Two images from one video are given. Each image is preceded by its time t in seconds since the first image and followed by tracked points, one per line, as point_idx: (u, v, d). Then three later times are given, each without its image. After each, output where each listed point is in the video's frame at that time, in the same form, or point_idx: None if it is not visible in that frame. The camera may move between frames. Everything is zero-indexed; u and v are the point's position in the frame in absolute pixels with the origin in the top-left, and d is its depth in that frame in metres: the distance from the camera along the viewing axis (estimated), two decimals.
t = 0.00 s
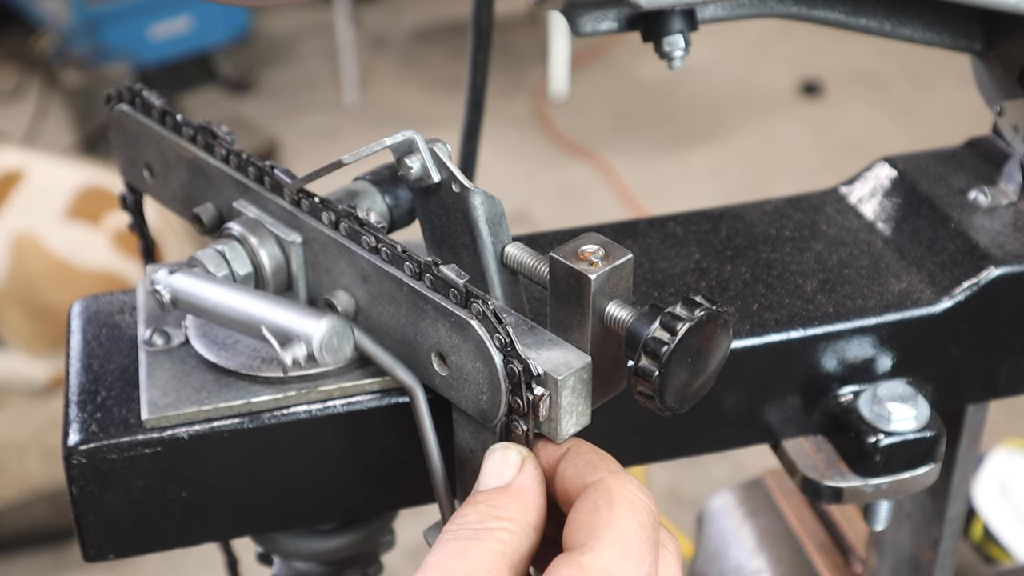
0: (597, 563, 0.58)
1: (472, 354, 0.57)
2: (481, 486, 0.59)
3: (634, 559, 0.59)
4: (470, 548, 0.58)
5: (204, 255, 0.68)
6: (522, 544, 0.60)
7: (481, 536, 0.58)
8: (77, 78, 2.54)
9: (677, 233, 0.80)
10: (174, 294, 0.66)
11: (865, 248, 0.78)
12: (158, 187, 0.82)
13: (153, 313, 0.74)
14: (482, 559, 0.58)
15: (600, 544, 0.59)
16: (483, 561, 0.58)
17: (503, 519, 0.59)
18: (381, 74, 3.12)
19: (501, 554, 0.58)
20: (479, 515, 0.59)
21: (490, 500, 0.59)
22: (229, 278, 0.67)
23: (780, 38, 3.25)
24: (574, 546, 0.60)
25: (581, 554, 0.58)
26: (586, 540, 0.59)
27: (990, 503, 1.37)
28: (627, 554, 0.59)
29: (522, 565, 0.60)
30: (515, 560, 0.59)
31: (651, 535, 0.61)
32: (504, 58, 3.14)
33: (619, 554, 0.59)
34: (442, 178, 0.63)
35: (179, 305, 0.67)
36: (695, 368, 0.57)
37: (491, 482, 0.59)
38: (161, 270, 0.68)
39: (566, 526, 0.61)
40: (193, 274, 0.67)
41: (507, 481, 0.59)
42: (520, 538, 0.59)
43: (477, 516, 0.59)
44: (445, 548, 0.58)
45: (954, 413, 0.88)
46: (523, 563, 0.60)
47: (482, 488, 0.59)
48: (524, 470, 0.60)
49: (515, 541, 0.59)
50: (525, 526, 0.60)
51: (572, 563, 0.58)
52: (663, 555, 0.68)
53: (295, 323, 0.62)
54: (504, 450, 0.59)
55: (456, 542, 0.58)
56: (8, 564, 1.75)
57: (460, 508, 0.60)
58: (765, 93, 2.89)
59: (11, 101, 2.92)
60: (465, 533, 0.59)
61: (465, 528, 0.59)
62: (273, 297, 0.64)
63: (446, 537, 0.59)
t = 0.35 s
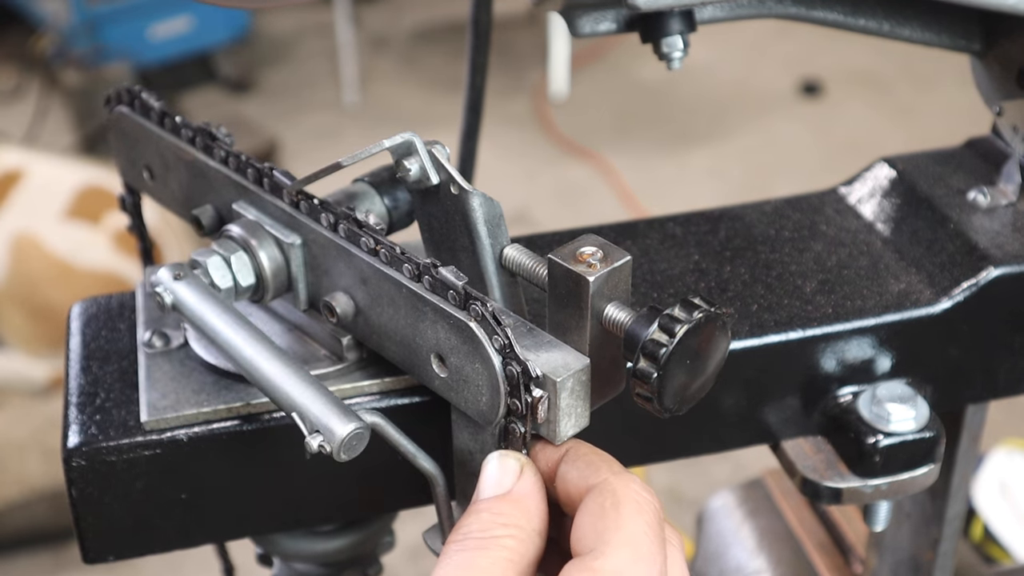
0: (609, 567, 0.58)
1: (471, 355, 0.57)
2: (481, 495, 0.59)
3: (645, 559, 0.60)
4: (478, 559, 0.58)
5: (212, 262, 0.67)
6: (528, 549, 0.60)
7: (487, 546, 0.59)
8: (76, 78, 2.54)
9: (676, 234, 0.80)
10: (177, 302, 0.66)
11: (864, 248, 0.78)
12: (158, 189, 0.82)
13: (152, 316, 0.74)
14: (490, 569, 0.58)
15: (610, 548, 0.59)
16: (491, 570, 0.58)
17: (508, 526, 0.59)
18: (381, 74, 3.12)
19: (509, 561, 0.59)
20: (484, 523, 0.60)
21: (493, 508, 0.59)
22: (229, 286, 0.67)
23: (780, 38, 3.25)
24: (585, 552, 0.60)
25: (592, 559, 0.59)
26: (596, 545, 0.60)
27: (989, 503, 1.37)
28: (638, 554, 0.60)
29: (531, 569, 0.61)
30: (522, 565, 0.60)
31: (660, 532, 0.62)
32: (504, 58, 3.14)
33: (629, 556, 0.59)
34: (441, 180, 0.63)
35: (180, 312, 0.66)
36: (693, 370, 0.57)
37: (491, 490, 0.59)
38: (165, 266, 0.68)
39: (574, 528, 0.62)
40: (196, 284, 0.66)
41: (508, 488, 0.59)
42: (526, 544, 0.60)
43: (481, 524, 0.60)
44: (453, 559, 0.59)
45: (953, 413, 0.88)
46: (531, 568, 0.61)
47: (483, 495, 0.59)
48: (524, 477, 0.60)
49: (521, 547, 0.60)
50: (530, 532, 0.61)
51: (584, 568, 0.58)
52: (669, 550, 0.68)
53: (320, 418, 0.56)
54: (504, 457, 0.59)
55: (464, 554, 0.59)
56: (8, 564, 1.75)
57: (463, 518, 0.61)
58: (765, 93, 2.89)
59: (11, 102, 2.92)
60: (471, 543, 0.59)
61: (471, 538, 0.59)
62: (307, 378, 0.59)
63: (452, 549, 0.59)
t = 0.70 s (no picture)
0: None
1: (471, 356, 0.57)
2: (479, 498, 0.59)
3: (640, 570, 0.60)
4: (476, 563, 0.58)
5: (212, 263, 0.67)
6: (526, 553, 0.60)
7: (485, 549, 0.59)
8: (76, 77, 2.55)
9: (675, 235, 0.80)
10: (177, 304, 0.66)
11: (864, 248, 0.78)
12: (157, 190, 0.82)
13: (152, 317, 0.74)
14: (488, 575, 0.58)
15: (607, 557, 0.59)
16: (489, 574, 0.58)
17: (506, 529, 0.59)
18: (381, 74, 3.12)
19: (506, 566, 0.59)
20: (482, 525, 0.59)
21: (490, 512, 0.59)
22: (228, 287, 0.67)
23: (780, 38, 3.25)
24: (580, 560, 0.60)
25: (588, 568, 0.59)
26: (592, 555, 0.60)
27: (989, 503, 1.37)
28: (634, 564, 0.60)
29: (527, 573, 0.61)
30: (518, 569, 0.60)
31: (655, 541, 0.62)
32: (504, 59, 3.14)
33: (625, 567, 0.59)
34: (440, 181, 0.63)
35: (180, 314, 0.66)
36: (693, 371, 0.57)
37: (489, 493, 0.59)
38: (164, 268, 0.68)
39: (570, 534, 0.62)
40: (196, 286, 0.66)
41: (506, 491, 0.59)
42: (524, 548, 0.60)
43: (478, 528, 0.60)
44: (450, 563, 0.59)
45: (954, 413, 0.88)
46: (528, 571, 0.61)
47: (480, 499, 0.59)
48: (523, 480, 0.60)
49: (518, 551, 0.60)
50: (529, 536, 0.61)
51: None
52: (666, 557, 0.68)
53: (320, 420, 0.55)
54: (503, 462, 0.59)
55: (462, 556, 0.59)
56: (8, 564, 1.75)
57: (460, 521, 0.61)
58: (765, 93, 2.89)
59: (11, 101, 2.93)
60: (469, 547, 0.59)
61: (468, 541, 0.59)
62: (307, 380, 0.59)
63: (450, 552, 0.59)
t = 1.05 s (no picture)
0: None
1: (471, 356, 0.57)
2: (482, 496, 0.59)
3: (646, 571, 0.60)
4: (479, 560, 0.58)
5: (211, 263, 0.67)
6: (529, 551, 0.60)
7: (488, 547, 0.59)
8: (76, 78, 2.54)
9: (675, 235, 0.80)
10: (177, 305, 0.66)
11: (863, 248, 0.78)
12: (157, 191, 0.82)
13: (152, 317, 0.74)
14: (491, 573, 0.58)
15: (613, 558, 0.59)
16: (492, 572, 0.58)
17: (509, 527, 0.59)
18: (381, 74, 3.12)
19: (509, 564, 0.59)
20: (484, 523, 0.59)
21: (494, 509, 0.59)
22: (228, 288, 0.67)
23: (780, 37, 3.25)
24: (586, 561, 0.60)
25: (594, 569, 0.59)
26: (597, 555, 0.59)
27: (990, 503, 1.37)
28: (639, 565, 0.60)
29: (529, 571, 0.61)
30: (521, 568, 0.60)
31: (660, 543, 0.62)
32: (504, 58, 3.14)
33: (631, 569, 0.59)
34: (440, 182, 0.63)
35: (180, 315, 0.66)
36: (692, 371, 0.57)
37: (492, 491, 0.59)
38: (163, 268, 0.68)
39: (574, 534, 0.62)
40: (195, 286, 0.66)
41: (510, 489, 0.59)
42: (526, 546, 0.60)
43: (481, 525, 0.59)
44: (454, 559, 0.59)
45: (953, 413, 0.88)
46: (531, 570, 0.61)
47: (483, 497, 0.59)
48: (527, 479, 0.60)
49: (520, 549, 0.59)
50: (530, 534, 0.60)
51: None
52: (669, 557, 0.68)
53: (320, 420, 0.55)
54: (505, 461, 0.59)
55: (464, 554, 0.58)
56: (8, 564, 1.75)
57: (463, 517, 0.61)
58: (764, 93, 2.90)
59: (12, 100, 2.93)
60: (472, 543, 0.59)
61: (471, 538, 0.59)
62: (306, 380, 0.59)
63: (452, 549, 0.59)
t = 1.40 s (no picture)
0: None
1: (471, 357, 0.57)
2: (477, 496, 0.59)
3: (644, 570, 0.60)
4: (475, 559, 0.58)
5: (211, 262, 0.67)
6: (524, 551, 0.60)
7: (483, 546, 0.59)
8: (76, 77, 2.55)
9: (675, 235, 0.80)
10: (177, 305, 0.66)
11: (863, 248, 0.78)
12: (158, 191, 0.82)
13: (152, 317, 0.74)
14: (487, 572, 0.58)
15: (611, 558, 0.59)
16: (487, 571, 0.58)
17: (504, 525, 0.59)
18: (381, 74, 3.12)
19: (504, 563, 0.59)
20: (479, 521, 0.59)
21: (489, 507, 0.58)
22: (228, 288, 0.67)
23: (780, 37, 3.25)
24: (584, 562, 0.60)
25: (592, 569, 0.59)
26: (595, 555, 0.59)
27: (990, 503, 1.37)
28: (638, 565, 0.60)
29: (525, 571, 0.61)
30: (517, 567, 0.60)
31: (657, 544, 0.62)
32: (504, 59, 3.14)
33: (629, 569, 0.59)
34: (440, 182, 0.63)
35: (180, 315, 0.66)
36: (692, 371, 0.57)
37: (487, 491, 0.59)
38: (162, 269, 0.67)
39: (572, 535, 0.62)
40: (195, 286, 0.66)
41: (505, 489, 0.59)
42: (521, 545, 0.60)
43: (476, 524, 0.59)
44: (449, 558, 0.58)
45: (953, 413, 0.88)
46: (526, 569, 0.60)
47: (478, 496, 0.59)
48: (522, 478, 0.60)
49: (515, 548, 0.59)
50: (525, 534, 0.60)
51: None
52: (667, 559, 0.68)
53: (320, 420, 0.55)
54: (501, 462, 0.60)
55: (460, 552, 0.58)
56: (8, 564, 1.75)
57: (458, 516, 0.61)
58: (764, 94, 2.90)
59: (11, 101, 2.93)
60: (468, 542, 0.59)
61: (466, 536, 0.59)
62: (306, 380, 0.58)
63: (446, 547, 0.59)
